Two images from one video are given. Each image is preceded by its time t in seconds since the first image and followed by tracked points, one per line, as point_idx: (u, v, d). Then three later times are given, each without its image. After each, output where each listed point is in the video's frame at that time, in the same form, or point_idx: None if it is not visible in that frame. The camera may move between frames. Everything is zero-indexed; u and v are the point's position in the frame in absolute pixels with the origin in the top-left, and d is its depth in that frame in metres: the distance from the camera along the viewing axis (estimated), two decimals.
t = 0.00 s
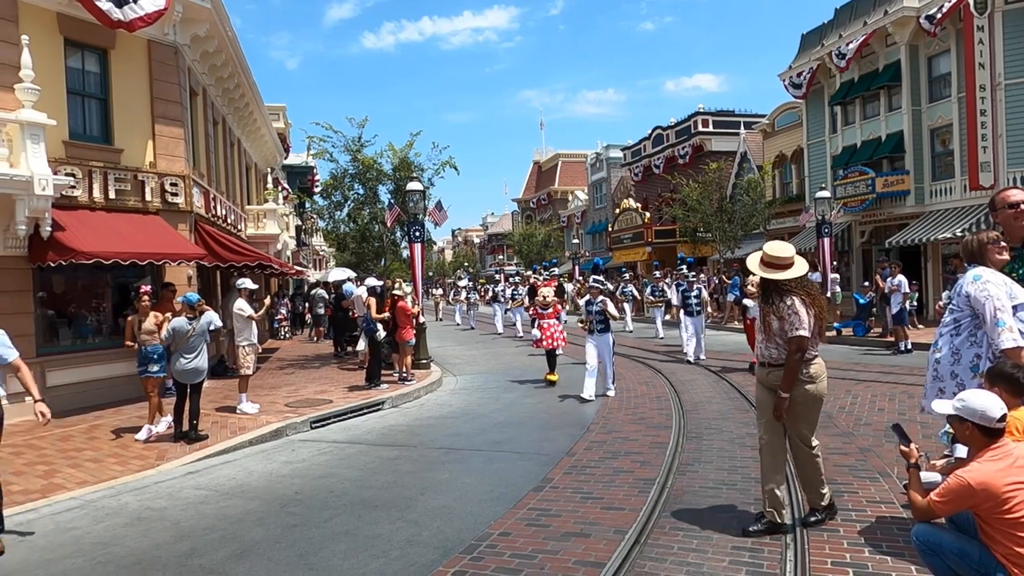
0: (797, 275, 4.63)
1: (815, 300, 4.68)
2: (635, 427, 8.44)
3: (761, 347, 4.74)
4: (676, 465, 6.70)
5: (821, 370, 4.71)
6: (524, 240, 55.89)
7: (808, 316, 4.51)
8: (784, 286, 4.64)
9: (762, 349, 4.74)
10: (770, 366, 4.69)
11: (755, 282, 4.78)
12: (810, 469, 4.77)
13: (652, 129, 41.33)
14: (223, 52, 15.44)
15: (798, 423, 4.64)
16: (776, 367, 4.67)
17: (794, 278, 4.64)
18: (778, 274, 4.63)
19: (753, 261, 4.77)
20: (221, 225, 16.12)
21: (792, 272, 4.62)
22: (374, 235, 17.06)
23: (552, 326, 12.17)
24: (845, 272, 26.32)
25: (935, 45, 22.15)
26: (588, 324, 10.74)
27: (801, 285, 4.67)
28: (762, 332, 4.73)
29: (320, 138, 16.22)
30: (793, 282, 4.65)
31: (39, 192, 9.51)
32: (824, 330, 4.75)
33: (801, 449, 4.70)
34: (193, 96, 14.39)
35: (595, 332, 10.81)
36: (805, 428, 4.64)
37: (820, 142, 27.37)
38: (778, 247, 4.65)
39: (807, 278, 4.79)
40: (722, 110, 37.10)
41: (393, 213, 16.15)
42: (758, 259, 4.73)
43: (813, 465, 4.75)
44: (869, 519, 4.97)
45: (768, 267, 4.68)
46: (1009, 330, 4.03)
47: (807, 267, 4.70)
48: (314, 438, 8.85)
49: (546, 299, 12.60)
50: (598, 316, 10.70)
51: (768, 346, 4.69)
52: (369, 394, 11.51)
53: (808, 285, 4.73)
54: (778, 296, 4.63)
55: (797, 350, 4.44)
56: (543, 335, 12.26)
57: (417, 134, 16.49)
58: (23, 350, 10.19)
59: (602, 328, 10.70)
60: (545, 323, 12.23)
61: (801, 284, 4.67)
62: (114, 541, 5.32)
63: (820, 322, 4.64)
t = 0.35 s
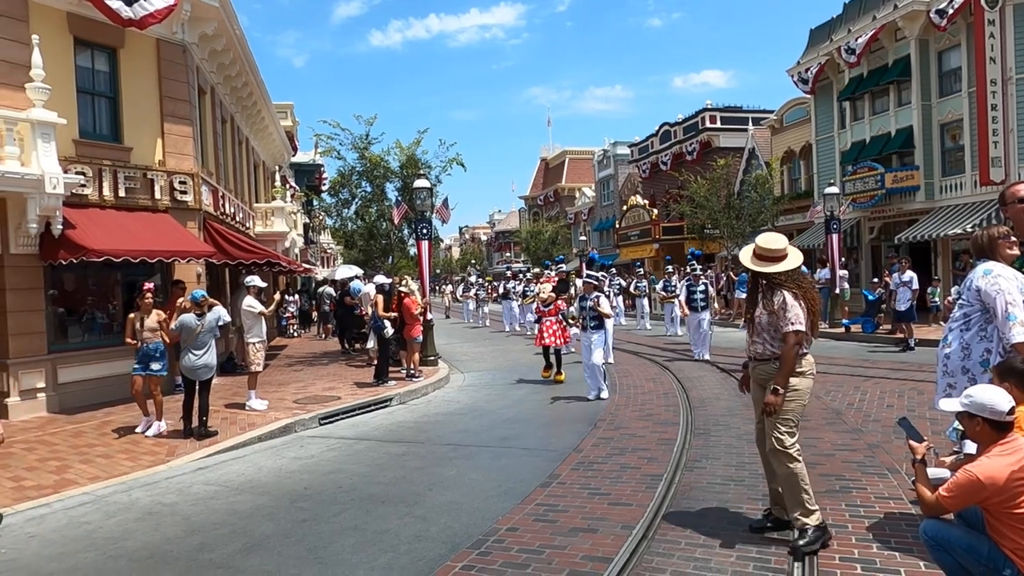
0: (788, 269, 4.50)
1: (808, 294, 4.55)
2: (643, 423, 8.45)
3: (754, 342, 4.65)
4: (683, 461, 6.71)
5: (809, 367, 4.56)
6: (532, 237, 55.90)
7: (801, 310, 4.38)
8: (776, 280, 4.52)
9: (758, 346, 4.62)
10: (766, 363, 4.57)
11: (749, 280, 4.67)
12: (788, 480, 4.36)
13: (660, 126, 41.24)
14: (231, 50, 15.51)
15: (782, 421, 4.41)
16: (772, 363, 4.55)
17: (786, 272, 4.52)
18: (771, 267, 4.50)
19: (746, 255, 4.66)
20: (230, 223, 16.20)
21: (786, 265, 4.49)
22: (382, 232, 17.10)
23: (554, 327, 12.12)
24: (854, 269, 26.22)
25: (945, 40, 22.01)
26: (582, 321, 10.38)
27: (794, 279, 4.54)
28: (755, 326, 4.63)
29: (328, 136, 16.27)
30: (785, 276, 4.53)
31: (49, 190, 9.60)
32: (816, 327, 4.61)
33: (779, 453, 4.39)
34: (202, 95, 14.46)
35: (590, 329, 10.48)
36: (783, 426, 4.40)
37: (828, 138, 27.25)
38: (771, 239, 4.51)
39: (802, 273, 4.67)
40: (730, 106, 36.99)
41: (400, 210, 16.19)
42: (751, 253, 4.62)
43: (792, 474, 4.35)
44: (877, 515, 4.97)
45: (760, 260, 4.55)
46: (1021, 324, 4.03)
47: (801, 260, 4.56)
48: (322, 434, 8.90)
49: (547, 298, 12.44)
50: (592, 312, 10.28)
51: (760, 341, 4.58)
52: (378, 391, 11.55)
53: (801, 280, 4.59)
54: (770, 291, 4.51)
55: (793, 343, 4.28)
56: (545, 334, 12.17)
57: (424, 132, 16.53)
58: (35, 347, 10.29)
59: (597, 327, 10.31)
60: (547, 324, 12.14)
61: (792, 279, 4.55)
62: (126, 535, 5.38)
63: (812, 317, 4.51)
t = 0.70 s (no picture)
0: (781, 270, 4.31)
1: (808, 294, 4.27)
2: (649, 422, 8.45)
3: (758, 343, 4.55)
4: (690, 460, 6.70)
5: (819, 369, 4.29)
6: (537, 236, 55.88)
7: (789, 313, 4.17)
8: (769, 281, 4.36)
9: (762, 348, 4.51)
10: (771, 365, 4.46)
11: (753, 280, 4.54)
12: (789, 490, 4.21)
13: (666, 125, 41.16)
14: (238, 49, 15.55)
15: (786, 427, 4.25)
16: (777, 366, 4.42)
17: (782, 272, 4.33)
18: (766, 266, 4.37)
19: (753, 255, 4.54)
20: (237, 221, 16.24)
21: (784, 265, 4.32)
22: (388, 230, 17.14)
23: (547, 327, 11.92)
24: (861, 268, 26.13)
25: (954, 38, 21.90)
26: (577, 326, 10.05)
27: (789, 279, 4.31)
28: (758, 326, 4.50)
29: (334, 134, 16.32)
30: (779, 277, 4.33)
31: (59, 188, 9.65)
32: (823, 326, 4.31)
33: (785, 461, 4.25)
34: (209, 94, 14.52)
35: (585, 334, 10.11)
36: (789, 434, 4.23)
37: (836, 137, 27.14)
38: (774, 237, 4.34)
39: (808, 270, 4.41)
40: (737, 104, 36.89)
41: (407, 209, 16.21)
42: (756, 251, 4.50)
43: (797, 484, 4.18)
44: (885, 514, 4.96)
45: (760, 259, 4.43)
46: None
47: (805, 260, 4.34)
48: (329, 432, 8.93)
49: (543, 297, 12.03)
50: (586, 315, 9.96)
51: (761, 344, 4.48)
52: (384, 389, 11.57)
53: (802, 279, 4.33)
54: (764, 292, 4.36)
55: (779, 349, 4.13)
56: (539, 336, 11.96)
57: (430, 130, 16.55)
58: (45, 344, 10.34)
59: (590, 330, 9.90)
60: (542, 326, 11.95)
61: (789, 279, 4.33)
62: (135, 531, 5.41)
63: (809, 318, 4.25)
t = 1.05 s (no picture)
0: (791, 270, 4.24)
1: (818, 295, 4.14)
2: (655, 421, 8.45)
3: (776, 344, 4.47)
4: (696, 459, 6.70)
5: (836, 371, 4.14)
6: (543, 235, 55.88)
7: (793, 315, 4.10)
8: (779, 281, 4.30)
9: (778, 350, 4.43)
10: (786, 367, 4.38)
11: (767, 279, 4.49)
12: (804, 495, 4.16)
13: (672, 124, 41.09)
14: (246, 47, 15.59)
15: (800, 432, 4.16)
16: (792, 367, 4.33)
17: (791, 271, 4.26)
18: (776, 264, 4.34)
19: (769, 255, 4.51)
20: (244, 219, 16.28)
21: (792, 264, 4.27)
22: (394, 229, 17.17)
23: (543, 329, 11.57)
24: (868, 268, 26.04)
25: (963, 37, 21.79)
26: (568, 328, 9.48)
27: (798, 279, 4.21)
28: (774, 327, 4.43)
29: (341, 133, 16.35)
30: (788, 277, 4.25)
31: (68, 185, 9.69)
32: (839, 326, 4.14)
33: (800, 466, 4.17)
34: (217, 92, 14.56)
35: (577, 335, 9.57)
36: (804, 439, 4.14)
37: (843, 136, 27.05)
38: (787, 235, 4.32)
39: (822, 271, 4.27)
40: (744, 104, 36.81)
41: (413, 207, 16.24)
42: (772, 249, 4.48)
43: (812, 490, 4.12)
44: (892, 515, 4.95)
45: (773, 257, 4.40)
46: None
47: (819, 259, 4.27)
48: (335, 429, 8.96)
49: (537, 295, 11.43)
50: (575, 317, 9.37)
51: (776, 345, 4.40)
52: (390, 387, 11.59)
53: (812, 279, 4.21)
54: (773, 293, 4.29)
55: (781, 351, 4.08)
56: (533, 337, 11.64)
57: (437, 129, 16.57)
58: (54, 341, 10.40)
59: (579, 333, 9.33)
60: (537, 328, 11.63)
61: (797, 279, 4.23)
62: (144, 527, 5.44)
63: (820, 320, 4.12)
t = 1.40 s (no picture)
0: (806, 269, 4.22)
1: (835, 296, 4.12)
2: (660, 421, 8.45)
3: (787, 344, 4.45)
4: (702, 460, 6.70)
5: (850, 373, 4.13)
6: (548, 234, 55.86)
7: (809, 315, 4.08)
8: (794, 281, 4.27)
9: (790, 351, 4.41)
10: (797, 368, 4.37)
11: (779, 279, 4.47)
12: (813, 498, 4.16)
13: (678, 124, 41.02)
14: (253, 46, 15.64)
15: (811, 434, 4.15)
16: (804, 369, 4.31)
17: (805, 270, 4.23)
18: (791, 263, 4.33)
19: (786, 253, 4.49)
20: (250, 217, 16.33)
21: (807, 263, 4.25)
22: (399, 228, 17.20)
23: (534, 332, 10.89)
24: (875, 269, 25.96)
25: (972, 37, 21.70)
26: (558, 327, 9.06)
27: (812, 278, 4.19)
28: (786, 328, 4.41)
29: (347, 132, 16.37)
30: (803, 276, 4.23)
31: (77, 184, 9.74)
32: (856, 328, 4.12)
33: (809, 468, 4.17)
34: (224, 91, 14.60)
35: (564, 335, 9.16)
36: (815, 441, 4.13)
37: (850, 136, 26.97)
38: (804, 234, 4.30)
39: (838, 272, 4.23)
40: (750, 103, 36.72)
41: (419, 207, 16.26)
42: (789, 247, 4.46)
43: (820, 492, 4.13)
44: (898, 516, 4.95)
45: (789, 255, 4.39)
46: None
47: (836, 257, 4.26)
48: (341, 428, 8.99)
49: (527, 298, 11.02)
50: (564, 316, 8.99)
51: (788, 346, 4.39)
52: (395, 386, 11.62)
53: (827, 278, 4.18)
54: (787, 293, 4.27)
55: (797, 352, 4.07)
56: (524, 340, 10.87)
57: (443, 128, 16.59)
58: (62, 338, 10.45)
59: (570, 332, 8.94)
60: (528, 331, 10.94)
61: (812, 279, 4.20)
62: (152, 524, 5.47)
63: (835, 320, 4.11)
